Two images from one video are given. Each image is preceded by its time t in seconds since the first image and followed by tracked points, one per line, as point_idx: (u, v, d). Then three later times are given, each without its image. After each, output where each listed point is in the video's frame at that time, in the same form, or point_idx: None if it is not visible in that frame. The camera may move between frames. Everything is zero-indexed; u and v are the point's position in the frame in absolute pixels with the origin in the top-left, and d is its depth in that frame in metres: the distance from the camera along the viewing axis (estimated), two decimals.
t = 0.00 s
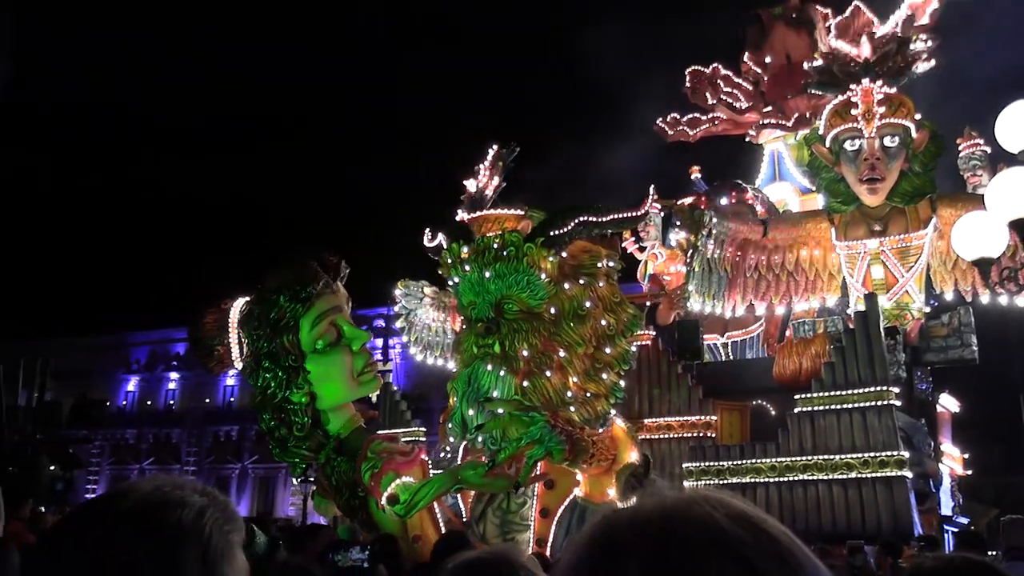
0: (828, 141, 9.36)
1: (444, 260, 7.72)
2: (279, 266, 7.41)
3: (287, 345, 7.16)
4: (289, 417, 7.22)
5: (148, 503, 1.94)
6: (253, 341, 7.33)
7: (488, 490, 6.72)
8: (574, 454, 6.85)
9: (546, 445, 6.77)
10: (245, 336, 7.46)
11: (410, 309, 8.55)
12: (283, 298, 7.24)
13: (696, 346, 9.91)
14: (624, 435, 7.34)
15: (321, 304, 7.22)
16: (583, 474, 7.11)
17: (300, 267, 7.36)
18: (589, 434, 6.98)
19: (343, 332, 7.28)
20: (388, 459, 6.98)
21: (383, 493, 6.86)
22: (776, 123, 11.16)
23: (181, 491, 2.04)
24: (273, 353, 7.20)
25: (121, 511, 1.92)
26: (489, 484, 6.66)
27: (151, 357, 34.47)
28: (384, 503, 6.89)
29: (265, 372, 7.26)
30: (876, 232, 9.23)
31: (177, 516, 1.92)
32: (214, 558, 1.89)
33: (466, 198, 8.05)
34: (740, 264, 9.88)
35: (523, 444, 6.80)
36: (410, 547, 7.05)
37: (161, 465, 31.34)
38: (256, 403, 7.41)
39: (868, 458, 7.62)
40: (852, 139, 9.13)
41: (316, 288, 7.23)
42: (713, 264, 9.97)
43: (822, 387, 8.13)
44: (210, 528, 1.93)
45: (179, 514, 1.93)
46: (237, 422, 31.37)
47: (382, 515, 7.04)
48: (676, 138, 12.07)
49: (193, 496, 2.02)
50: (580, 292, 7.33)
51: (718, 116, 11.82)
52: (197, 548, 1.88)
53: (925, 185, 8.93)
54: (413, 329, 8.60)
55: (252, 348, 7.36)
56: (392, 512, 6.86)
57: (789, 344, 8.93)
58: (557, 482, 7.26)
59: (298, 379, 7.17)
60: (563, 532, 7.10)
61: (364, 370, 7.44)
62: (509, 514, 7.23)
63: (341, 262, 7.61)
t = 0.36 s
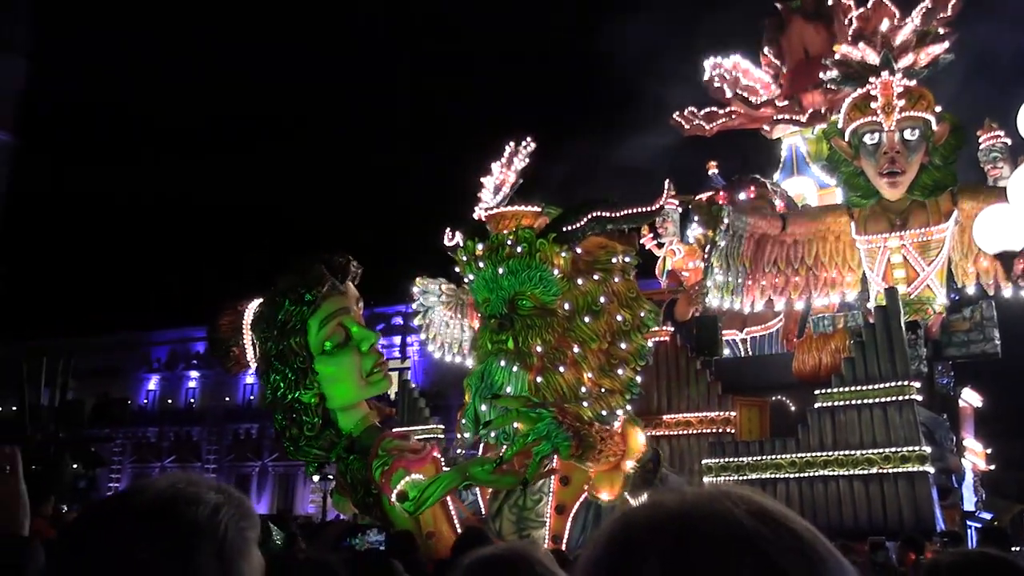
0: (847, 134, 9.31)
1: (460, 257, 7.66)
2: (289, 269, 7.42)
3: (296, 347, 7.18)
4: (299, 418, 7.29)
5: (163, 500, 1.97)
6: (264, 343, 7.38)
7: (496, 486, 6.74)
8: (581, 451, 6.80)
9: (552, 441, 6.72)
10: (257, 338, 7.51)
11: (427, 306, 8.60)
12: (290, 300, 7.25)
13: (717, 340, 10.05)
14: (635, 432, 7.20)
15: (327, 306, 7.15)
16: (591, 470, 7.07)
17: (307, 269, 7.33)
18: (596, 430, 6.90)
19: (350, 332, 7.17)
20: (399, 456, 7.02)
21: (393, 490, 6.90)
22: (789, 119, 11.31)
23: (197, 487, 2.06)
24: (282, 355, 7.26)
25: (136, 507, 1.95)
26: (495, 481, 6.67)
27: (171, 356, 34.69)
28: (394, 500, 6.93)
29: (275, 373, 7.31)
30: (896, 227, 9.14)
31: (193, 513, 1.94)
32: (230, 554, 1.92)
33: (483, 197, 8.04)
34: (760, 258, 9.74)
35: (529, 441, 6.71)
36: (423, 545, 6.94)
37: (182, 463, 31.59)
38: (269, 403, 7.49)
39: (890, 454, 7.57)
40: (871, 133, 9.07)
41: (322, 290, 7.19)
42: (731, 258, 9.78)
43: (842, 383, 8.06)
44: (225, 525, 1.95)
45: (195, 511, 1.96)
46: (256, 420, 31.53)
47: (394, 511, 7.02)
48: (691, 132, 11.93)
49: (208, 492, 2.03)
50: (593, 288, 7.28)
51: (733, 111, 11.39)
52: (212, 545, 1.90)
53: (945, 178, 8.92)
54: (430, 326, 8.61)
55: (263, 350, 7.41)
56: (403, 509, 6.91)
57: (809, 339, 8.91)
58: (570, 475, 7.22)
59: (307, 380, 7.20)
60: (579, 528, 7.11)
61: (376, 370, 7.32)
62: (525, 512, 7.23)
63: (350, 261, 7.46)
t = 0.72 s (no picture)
0: (867, 125, 9.21)
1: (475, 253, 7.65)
2: (298, 268, 7.35)
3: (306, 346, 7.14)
4: (312, 415, 7.26)
5: (168, 490, 1.97)
6: (274, 342, 7.35)
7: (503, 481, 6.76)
8: (586, 445, 6.74)
9: (557, 434, 6.68)
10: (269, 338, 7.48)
11: (445, 301, 8.58)
12: (300, 299, 7.19)
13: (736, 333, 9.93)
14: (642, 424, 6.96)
15: (336, 304, 7.11)
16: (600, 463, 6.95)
17: (316, 268, 7.27)
18: (602, 423, 6.80)
19: (360, 331, 7.15)
20: (409, 450, 6.99)
21: (403, 484, 6.87)
22: (803, 112, 11.32)
23: (203, 479, 2.06)
24: (292, 353, 7.22)
25: (147, 497, 1.97)
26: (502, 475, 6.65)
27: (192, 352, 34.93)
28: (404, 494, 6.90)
29: (287, 372, 7.29)
30: (918, 219, 9.08)
31: (199, 505, 1.94)
32: (234, 544, 1.91)
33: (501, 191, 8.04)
34: (780, 250, 9.80)
35: (534, 434, 6.72)
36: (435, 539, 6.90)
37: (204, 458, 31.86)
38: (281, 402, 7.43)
39: (911, 446, 7.49)
40: (891, 123, 8.98)
41: (330, 289, 7.13)
42: (750, 250, 9.81)
43: (863, 375, 8.00)
44: (230, 515, 1.95)
45: (200, 503, 1.95)
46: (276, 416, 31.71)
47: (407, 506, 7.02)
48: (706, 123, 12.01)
49: (214, 483, 2.02)
50: (606, 281, 7.15)
51: (749, 102, 11.70)
52: (216, 537, 1.90)
53: (968, 168, 8.82)
54: (448, 321, 8.62)
55: (275, 349, 7.38)
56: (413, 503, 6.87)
57: (828, 332, 8.81)
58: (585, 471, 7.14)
59: (318, 378, 7.19)
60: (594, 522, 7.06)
61: (387, 366, 7.31)
62: (540, 505, 7.23)
63: (360, 258, 7.38)
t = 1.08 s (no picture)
0: (875, 116, 9.18)
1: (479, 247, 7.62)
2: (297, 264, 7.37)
3: (304, 341, 7.15)
4: (313, 409, 7.27)
5: (160, 479, 1.97)
6: (275, 337, 7.37)
7: (499, 471, 6.69)
8: (580, 435, 6.71)
9: (551, 425, 6.69)
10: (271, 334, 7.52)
11: (452, 293, 8.62)
12: (299, 295, 7.21)
13: (744, 325, 9.98)
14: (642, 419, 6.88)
15: (334, 299, 7.12)
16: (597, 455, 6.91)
17: (314, 264, 7.28)
18: (598, 415, 6.77)
19: (358, 325, 7.16)
20: (408, 443, 7.00)
21: (401, 476, 6.89)
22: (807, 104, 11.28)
23: (196, 468, 2.06)
24: (291, 349, 7.22)
25: (138, 487, 1.96)
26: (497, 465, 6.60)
27: (201, 344, 35.02)
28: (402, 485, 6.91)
29: (287, 367, 7.31)
30: (926, 208, 8.95)
31: (188, 494, 1.94)
32: (225, 534, 1.92)
33: (506, 181, 8.06)
34: (786, 243, 9.67)
35: (529, 426, 6.69)
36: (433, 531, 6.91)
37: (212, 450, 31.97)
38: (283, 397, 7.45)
39: (919, 438, 7.48)
40: (900, 114, 8.95)
41: (327, 285, 7.13)
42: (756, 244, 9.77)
43: (870, 367, 7.94)
44: (220, 505, 1.95)
45: (191, 492, 1.95)
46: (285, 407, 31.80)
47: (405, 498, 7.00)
48: (713, 115, 11.85)
49: (206, 473, 2.03)
50: (609, 272, 7.06)
51: (755, 93, 11.47)
52: (207, 528, 1.90)
53: (974, 159, 8.81)
54: (454, 313, 8.65)
55: (275, 345, 7.40)
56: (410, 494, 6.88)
57: (836, 323, 8.76)
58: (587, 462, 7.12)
59: (317, 373, 7.15)
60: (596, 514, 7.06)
61: (387, 360, 7.28)
62: (545, 496, 7.13)
63: (359, 254, 7.40)
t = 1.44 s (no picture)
0: (879, 111, 9.16)
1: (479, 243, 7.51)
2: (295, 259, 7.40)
3: (300, 335, 7.17)
4: (309, 402, 7.30)
5: (153, 469, 1.89)
6: (273, 332, 7.41)
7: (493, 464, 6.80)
8: (570, 427, 6.73)
9: (541, 418, 6.68)
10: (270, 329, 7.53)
11: (452, 286, 8.60)
12: (294, 290, 7.23)
13: (745, 320, 9.91)
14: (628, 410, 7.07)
15: (328, 294, 7.10)
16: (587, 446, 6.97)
17: (309, 259, 7.27)
18: (587, 407, 6.80)
19: (353, 320, 7.09)
20: (403, 436, 6.99)
21: (395, 467, 6.91)
22: (806, 99, 11.38)
23: (188, 459, 1.97)
24: (288, 343, 7.25)
25: (130, 477, 1.87)
26: (490, 459, 6.74)
27: (202, 335, 35.03)
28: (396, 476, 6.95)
29: (285, 362, 7.32)
30: (929, 204, 8.99)
31: (181, 485, 1.85)
32: (218, 525, 1.82)
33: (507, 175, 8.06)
34: (789, 238, 9.74)
35: (519, 419, 6.71)
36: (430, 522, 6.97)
37: (214, 441, 32.03)
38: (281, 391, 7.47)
39: (920, 433, 7.47)
40: (904, 107, 8.91)
41: (321, 279, 7.13)
42: (756, 239, 9.70)
43: (872, 361, 7.97)
44: (214, 496, 1.85)
45: (183, 483, 1.87)
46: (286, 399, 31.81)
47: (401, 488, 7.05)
48: (714, 107, 11.88)
49: (199, 464, 1.94)
50: (605, 266, 6.94)
51: (757, 85, 11.59)
52: (200, 520, 1.81)
53: (980, 154, 8.68)
54: (457, 305, 8.59)
55: (274, 340, 7.42)
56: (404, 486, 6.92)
57: (837, 318, 8.76)
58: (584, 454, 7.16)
59: (314, 367, 7.16)
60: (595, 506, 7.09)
61: (384, 354, 7.20)
62: (543, 489, 7.10)
63: (355, 248, 7.33)
